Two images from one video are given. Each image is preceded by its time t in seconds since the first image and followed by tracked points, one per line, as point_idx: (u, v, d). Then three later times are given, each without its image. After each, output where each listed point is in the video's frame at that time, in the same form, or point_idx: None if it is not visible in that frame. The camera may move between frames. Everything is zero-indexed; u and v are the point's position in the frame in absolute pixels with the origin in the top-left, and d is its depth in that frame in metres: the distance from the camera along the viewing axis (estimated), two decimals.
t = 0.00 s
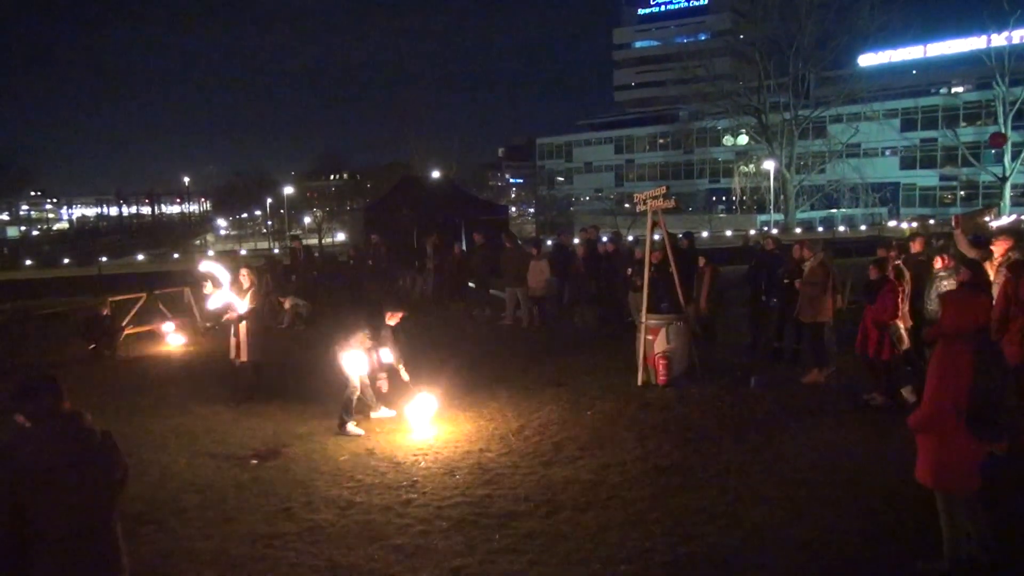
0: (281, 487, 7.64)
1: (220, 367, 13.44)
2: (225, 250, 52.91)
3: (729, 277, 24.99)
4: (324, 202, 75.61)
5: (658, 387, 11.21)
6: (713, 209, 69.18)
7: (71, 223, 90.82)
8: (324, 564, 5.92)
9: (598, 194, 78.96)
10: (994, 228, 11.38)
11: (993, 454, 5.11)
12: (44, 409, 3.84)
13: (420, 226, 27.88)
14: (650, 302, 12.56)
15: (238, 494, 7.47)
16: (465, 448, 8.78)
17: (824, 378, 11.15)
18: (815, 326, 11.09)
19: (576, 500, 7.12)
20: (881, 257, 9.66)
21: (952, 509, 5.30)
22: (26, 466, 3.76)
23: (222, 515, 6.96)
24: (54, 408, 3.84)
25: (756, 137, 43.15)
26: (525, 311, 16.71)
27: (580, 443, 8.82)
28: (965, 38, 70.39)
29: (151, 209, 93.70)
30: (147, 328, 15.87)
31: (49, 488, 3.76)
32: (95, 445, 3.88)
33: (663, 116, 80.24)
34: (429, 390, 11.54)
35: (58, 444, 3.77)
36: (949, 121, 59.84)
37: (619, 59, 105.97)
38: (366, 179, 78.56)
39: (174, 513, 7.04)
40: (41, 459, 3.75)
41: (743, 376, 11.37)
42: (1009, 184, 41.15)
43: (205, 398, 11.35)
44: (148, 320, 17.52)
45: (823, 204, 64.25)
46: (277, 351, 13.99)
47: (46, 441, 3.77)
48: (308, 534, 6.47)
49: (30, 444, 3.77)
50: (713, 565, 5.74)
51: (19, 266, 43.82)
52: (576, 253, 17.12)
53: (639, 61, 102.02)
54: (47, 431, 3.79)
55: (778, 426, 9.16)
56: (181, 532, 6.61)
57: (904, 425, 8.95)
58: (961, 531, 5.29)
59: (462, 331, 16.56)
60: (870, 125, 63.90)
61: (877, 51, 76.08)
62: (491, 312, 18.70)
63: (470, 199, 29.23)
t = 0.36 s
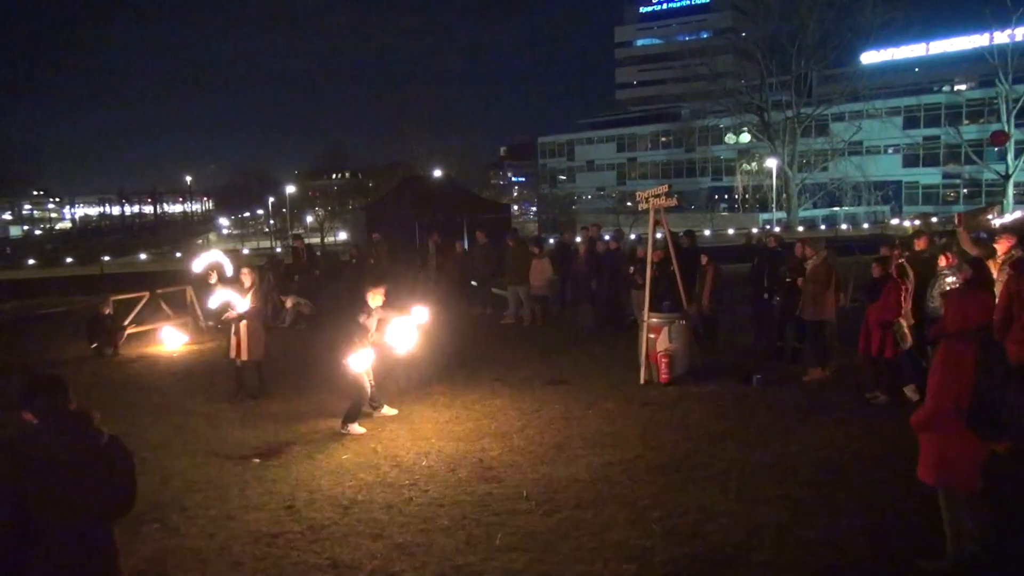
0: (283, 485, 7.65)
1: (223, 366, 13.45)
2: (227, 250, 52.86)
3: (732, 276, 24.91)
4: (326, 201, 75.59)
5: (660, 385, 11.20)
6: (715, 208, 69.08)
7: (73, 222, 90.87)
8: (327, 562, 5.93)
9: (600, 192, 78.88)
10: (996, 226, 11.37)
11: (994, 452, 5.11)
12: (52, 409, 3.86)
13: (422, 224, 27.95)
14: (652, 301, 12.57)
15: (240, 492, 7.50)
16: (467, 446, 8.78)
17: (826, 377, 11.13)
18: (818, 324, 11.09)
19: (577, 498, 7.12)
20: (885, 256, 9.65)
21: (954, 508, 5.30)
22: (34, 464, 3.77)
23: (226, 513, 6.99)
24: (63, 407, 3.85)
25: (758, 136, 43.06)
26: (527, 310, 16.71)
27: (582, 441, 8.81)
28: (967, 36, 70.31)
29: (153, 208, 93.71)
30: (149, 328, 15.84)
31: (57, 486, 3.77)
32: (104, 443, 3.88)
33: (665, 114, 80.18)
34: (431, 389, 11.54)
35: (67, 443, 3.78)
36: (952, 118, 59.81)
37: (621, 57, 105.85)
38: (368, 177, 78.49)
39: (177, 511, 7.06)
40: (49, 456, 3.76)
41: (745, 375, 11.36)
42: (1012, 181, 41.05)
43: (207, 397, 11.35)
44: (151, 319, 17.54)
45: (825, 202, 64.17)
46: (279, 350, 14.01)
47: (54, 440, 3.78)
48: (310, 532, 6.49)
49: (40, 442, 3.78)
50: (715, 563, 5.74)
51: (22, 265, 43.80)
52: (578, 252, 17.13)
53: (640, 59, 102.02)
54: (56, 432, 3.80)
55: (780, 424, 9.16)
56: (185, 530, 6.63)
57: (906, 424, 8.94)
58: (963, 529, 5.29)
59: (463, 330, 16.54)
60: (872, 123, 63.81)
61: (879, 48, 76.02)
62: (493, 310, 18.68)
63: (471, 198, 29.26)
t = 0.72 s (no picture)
0: (288, 483, 7.66)
1: (226, 364, 13.47)
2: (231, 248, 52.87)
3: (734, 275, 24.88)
4: (330, 199, 75.71)
5: (663, 384, 11.19)
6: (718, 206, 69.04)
7: (77, 221, 91.00)
8: (330, 561, 5.93)
9: (603, 191, 78.85)
10: (1000, 225, 11.35)
11: (999, 452, 5.11)
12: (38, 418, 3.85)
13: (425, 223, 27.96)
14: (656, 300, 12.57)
15: (245, 491, 7.50)
16: (470, 445, 8.77)
17: (829, 376, 11.12)
18: (822, 323, 11.08)
19: (582, 497, 7.11)
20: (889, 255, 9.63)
21: (958, 507, 5.30)
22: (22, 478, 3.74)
23: (230, 511, 6.99)
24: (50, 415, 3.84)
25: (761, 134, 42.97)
26: (530, 309, 16.71)
27: (585, 440, 8.81)
28: (971, 35, 70.14)
29: (157, 207, 93.82)
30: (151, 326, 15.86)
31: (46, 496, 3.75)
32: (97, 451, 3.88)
33: (668, 113, 80.15)
34: (435, 388, 11.55)
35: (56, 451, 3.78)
36: (956, 117, 59.65)
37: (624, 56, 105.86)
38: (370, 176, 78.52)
39: (181, 510, 7.05)
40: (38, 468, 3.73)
41: (749, 374, 11.36)
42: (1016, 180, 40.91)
43: (210, 395, 11.37)
44: (154, 317, 17.56)
45: (829, 201, 64.10)
46: (282, 349, 14.03)
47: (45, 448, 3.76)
48: (314, 531, 6.49)
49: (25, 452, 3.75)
50: (720, 563, 5.73)
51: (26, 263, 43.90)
52: (581, 250, 17.14)
53: (644, 58, 101.97)
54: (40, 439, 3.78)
55: (784, 423, 9.16)
56: (189, 528, 6.63)
57: (911, 424, 8.92)
58: (968, 528, 5.29)
59: (468, 329, 16.53)
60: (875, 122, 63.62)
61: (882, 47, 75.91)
62: (496, 309, 18.69)
63: (474, 196, 29.25)
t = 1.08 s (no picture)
0: (291, 482, 7.67)
1: (230, 363, 13.48)
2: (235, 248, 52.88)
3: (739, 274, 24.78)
4: (333, 198, 75.80)
5: (667, 384, 11.20)
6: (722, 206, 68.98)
7: (82, 220, 91.14)
8: (333, 559, 5.95)
9: (607, 190, 78.83)
10: (1006, 226, 11.31)
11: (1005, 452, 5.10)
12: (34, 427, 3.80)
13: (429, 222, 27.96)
14: (660, 299, 12.56)
15: (248, 490, 7.50)
16: (474, 445, 8.76)
17: (834, 376, 11.11)
18: (826, 323, 11.06)
19: (585, 496, 7.11)
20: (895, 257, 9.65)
21: (963, 508, 5.29)
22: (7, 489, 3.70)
23: (234, 510, 7.01)
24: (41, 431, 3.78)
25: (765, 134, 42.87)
26: (534, 308, 16.70)
27: (589, 440, 8.79)
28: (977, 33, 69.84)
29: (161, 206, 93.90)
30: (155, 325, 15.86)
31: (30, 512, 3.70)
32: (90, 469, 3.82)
33: (672, 112, 80.07)
34: (439, 387, 11.54)
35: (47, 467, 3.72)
36: (961, 117, 59.43)
37: (628, 55, 105.64)
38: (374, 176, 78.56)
39: (183, 508, 7.06)
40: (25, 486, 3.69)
41: (754, 374, 11.34)
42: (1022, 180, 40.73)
43: (214, 394, 11.39)
44: (159, 316, 17.60)
45: (833, 200, 63.95)
46: (287, 348, 14.06)
47: (33, 461, 3.71)
48: (317, 530, 6.50)
49: (13, 462, 3.69)
50: (723, 562, 5.72)
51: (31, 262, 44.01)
52: (585, 250, 17.13)
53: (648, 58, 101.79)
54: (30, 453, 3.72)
55: (789, 423, 9.14)
56: (193, 527, 6.64)
57: (916, 424, 8.90)
58: (972, 529, 5.28)
59: (472, 328, 16.52)
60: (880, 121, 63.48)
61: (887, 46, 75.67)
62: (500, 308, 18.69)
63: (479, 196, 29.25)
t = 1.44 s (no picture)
0: (298, 480, 7.69)
1: (237, 362, 13.54)
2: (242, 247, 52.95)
3: (745, 275, 24.74)
4: (340, 198, 76.00)
5: (674, 385, 11.17)
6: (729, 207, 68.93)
7: (91, 219, 91.58)
8: (338, 559, 5.95)
9: (614, 191, 78.73)
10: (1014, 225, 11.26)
11: (1015, 454, 5.07)
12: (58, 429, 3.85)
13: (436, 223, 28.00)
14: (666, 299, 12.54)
15: (254, 488, 7.52)
16: (482, 444, 8.77)
17: (840, 378, 11.09)
18: (833, 324, 11.04)
19: (591, 497, 7.10)
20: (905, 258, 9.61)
21: (971, 509, 5.24)
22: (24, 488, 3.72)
23: (240, 508, 7.02)
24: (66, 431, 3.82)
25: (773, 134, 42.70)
26: (540, 308, 16.70)
27: (596, 441, 8.78)
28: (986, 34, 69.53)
29: (170, 205, 94.24)
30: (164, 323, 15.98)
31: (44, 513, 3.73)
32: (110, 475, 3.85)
33: (679, 113, 79.98)
34: (445, 387, 11.54)
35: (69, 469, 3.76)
36: (970, 118, 59.15)
37: (636, 55, 105.57)
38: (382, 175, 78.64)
39: (191, 506, 7.08)
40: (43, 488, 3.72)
41: (761, 375, 11.30)
42: None
43: (222, 393, 11.44)
44: (166, 314, 17.66)
45: (841, 201, 63.79)
46: (293, 346, 14.13)
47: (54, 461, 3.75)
48: (323, 529, 6.51)
49: (37, 462, 3.73)
50: (731, 565, 5.70)
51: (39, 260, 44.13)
52: (592, 250, 17.13)
53: (656, 58, 101.74)
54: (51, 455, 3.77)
55: (796, 424, 9.13)
56: (200, 525, 6.66)
57: (923, 426, 8.86)
58: (978, 530, 5.25)
59: (477, 328, 16.53)
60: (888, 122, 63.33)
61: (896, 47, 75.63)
62: (506, 308, 18.69)
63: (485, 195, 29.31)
